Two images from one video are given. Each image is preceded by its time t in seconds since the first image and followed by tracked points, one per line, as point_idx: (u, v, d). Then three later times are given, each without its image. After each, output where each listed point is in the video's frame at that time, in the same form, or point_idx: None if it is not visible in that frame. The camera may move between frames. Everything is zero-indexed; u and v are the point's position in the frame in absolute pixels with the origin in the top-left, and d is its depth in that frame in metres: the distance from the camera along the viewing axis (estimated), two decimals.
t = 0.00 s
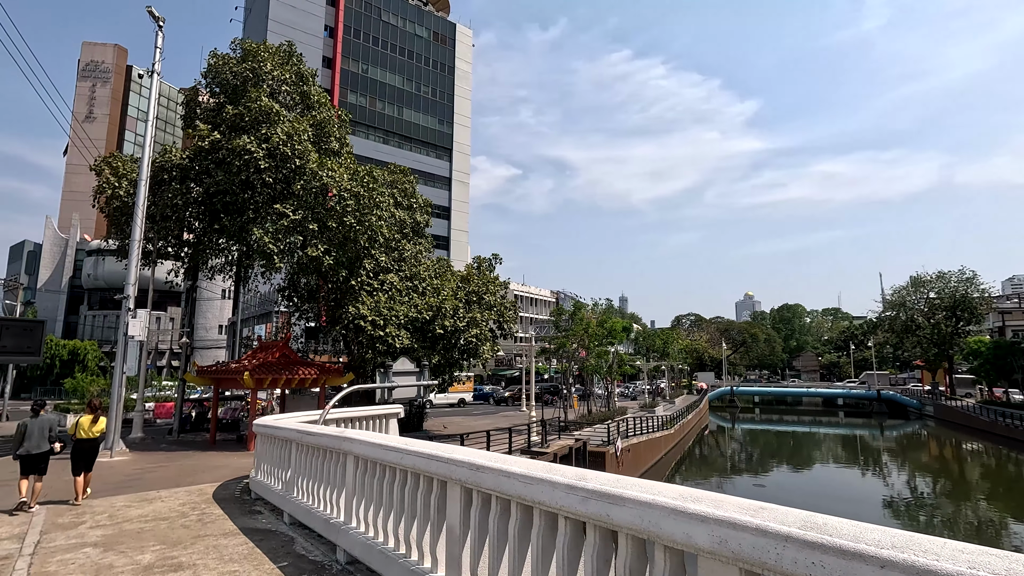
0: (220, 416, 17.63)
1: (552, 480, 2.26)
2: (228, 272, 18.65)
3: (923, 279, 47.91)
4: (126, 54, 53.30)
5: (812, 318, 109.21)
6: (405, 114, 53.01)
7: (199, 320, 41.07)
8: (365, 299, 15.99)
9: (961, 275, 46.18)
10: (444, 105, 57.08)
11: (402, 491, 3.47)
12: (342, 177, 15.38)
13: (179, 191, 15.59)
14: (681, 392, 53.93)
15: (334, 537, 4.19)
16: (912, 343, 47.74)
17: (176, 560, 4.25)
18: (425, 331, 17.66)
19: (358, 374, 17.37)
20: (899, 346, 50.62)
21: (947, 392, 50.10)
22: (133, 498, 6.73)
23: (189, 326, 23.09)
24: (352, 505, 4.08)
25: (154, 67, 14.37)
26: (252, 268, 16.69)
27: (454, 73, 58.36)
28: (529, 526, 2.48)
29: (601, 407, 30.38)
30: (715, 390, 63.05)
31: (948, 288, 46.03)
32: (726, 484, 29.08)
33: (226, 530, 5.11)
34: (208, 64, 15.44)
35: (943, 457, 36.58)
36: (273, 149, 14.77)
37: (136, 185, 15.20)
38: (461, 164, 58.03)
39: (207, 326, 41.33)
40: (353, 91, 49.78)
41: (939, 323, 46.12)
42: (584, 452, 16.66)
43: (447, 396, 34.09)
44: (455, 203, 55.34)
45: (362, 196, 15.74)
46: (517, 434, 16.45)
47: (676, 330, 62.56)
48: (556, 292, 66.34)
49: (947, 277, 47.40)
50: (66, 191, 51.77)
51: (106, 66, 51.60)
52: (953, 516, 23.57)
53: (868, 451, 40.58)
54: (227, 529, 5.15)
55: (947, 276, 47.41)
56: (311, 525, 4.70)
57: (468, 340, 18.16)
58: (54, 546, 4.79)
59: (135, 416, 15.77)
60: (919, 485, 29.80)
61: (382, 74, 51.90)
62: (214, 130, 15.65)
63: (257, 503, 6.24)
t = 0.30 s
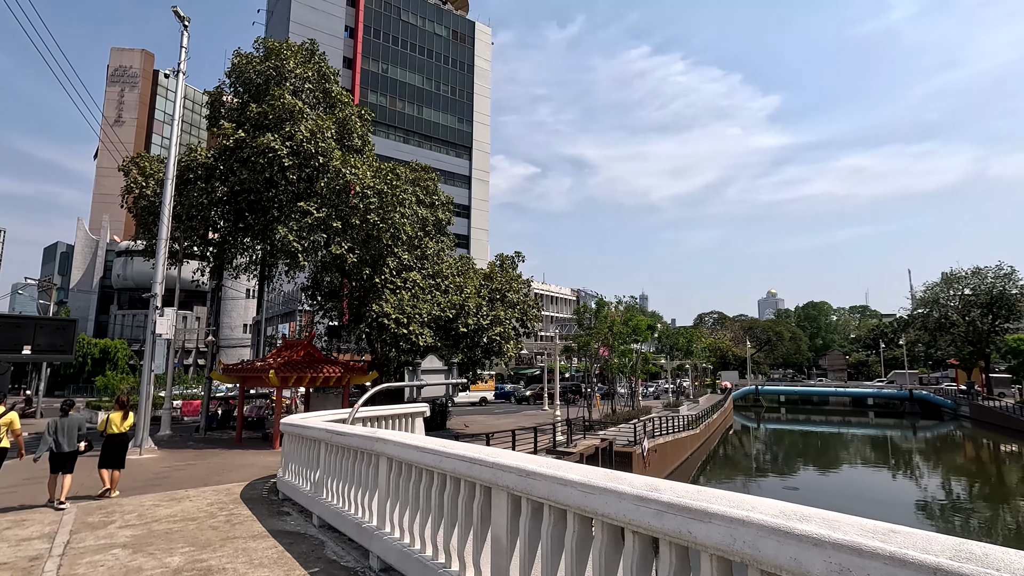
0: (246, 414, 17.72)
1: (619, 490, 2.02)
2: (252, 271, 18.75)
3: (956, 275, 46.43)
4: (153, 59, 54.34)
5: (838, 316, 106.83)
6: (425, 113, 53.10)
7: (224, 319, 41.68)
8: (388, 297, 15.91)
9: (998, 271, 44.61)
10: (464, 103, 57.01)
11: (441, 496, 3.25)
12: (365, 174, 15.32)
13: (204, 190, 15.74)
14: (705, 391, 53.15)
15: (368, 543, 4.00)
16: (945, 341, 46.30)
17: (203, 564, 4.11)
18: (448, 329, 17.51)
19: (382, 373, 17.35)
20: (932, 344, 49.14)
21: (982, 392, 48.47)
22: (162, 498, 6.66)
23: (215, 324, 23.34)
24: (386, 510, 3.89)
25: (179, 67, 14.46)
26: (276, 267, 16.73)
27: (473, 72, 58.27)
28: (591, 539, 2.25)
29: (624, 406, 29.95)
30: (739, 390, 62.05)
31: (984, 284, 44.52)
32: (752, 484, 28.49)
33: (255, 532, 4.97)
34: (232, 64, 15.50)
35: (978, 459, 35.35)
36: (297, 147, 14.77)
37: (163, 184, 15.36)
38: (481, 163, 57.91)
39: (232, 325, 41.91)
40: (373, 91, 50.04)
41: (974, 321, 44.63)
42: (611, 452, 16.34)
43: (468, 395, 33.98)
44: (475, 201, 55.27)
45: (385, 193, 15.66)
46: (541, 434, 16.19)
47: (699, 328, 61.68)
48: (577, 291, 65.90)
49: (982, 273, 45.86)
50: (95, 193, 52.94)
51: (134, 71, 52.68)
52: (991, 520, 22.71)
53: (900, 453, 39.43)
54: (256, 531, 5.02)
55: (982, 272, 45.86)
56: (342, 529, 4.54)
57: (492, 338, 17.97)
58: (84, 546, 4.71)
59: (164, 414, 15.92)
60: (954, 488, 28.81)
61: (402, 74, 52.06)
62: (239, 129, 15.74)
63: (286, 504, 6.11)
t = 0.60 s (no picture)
0: (271, 413, 17.83)
1: (696, 500, 1.84)
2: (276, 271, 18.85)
3: (993, 272, 44.89)
4: (178, 64, 55.30)
5: (866, 315, 104.32)
6: (445, 113, 53.18)
7: (249, 318, 42.29)
8: (412, 296, 15.85)
9: None
10: (484, 103, 56.92)
11: (484, 501, 3.09)
12: (389, 172, 15.29)
13: (230, 191, 15.95)
14: (729, 391, 52.31)
15: (402, 548, 3.86)
16: (981, 340, 44.82)
17: (234, 568, 3.99)
18: (472, 327, 17.39)
19: (405, 372, 17.35)
20: (967, 344, 47.58)
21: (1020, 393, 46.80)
22: (193, 497, 6.62)
23: (241, 324, 23.60)
24: (422, 514, 3.73)
25: (204, 68, 14.55)
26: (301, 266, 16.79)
27: (493, 71, 58.15)
28: (658, 551, 2.08)
29: (649, 406, 29.48)
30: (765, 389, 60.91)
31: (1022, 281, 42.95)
32: (778, 486, 27.87)
33: (285, 534, 4.87)
34: (256, 65, 15.57)
35: (1017, 463, 34.06)
36: (322, 146, 14.82)
37: (190, 185, 15.55)
38: (501, 161, 57.76)
39: (257, 324, 42.46)
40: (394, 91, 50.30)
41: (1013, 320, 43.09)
42: (637, 452, 16.02)
43: (490, 395, 33.83)
44: (496, 200, 55.15)
45: (409, 191, 15.59)
46: (567, 433, 15.98)
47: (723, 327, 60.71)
48: (597, 290, 65.34)
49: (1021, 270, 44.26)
50: (125, 196, 54.12)
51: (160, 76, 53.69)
52: None
53: (933, 455, 38.23)
54: (287, 533, 4.91)
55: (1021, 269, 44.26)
56: (374, 531, 4.41)
57: (516, 337, 17.79)
58: (115, 547, 4.64)
59: (192, 413, 16.07)
60: (990, 492, 27.81)
61: (422, 74, 52.24)
62: (263, 129, 15.84)
63: (315, 505, 6.02)
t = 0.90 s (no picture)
0: (299, 411, 17.90)
1: (803, 516, 1.61)
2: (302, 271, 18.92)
3: None
4: (205, 68, 56.32)
5: (898, 312, 101.31)
6: (466, 111, 53.09)
7: (275, 318, 42.80)
8: (437, 294, 15.74)
9: None
10: (504, 101, 56.66)
11: (536, 509, 2.90)
12: (414, 170, 15.21)
13: (256, 190, 16.05)
14: (757, 390, 51.27)
15: (444, 554, 3.70)
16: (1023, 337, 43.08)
17: (270, 573, 3.87)
18: (498, 326, 17.23)
19: (431, 371, 17.27)
20: (1007, 341, 45.79)
21: None
22: (225, 497, 6.56)
23: (267, 323, 23.80)
24: (467, 520, 3.56)
25: (231, 68, 14.61)
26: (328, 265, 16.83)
27: (513, 68, 57.86)
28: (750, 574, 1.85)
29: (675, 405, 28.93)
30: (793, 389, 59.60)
31: None
32: (808, 487, 27.10)
33: (320, 538, 4.75)
34: (281, 64, 15.61)
35: None
36: (347, 144, 14.81)
37: (217, 185, 15.68)
38: (522, 159, 57.44)
39: (283, 323, 42.97)
40: (414, 91, 50.40)
41: None
42: (668, 452, 15.58)
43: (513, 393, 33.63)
44: (517, 198, 54.86)
45: (434, 188, 15.49)
46: (594, 434, 15.69)
47: (749, 325, 59.58)
48: (620, 287, 64.66)
49: None
50: (154, 199, 55.29)
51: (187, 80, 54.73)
52: None
53: (972, 457, 36.86)
54: (321, 536, 4.80)
55: None
56: (413, 537, 4.26)
57: (542, 335, 17.59)
58: (150, 549, 4.57)
59: (221, 410, 16.20)
60: None
61: (443, 73, 52.21)
62: (289, 128, 15.89)
63: (348, 506, 5.90)
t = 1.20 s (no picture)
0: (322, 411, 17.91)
1: (922, 541, 1.37)
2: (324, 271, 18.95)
3: None
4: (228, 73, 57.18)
5: (929, 310, 98.50)
6: (485, 111, 53.03)
7: (298, 318, 43.24)
8: (459, 294, 15.59)
9: None
10: (523, 100, 56.45)
11: (581, 520, 2.68)
12: (435, 168, 15.11)
13: (279, 191, 16.14)
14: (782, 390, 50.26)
15: (478, 565, 3.50)
16: None
17: None
18: (520, 326, 17.04)
19: (453, 371, 17.18)
20: None
21: None
22: (250, 498, 6.47)
23: (290, 323, 23.94)
24: (502, 530, 3.36)
25: (254, 69, 14.67)
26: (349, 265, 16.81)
27: (532, 68, 57.60)
28: None
29: (699, 406, 28.40)
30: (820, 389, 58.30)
31: None
32: (837, 490, 26.38)
33: (347, 542, 4.61)
34: (302, 65, 15.63)
35: None
36: (369, 144, 14.79)
37: (241, 186, 15.78)
38: (541, 159, 57.16)
39: (305, 324, 43.39)
40: (433, 92, 50.50)
41: None
42: (695, 454, 15.24)
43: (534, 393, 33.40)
44: (536, 198, 54.59)
45: (455, 186, 15.38)
46: (619, 435, 15.39)
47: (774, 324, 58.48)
48: (642, 287, 63.97)
49: None
50: (180, 202, 56.30)
51: (211, 85, 55.61)
52: None
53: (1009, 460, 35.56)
54: (348, 541, 4.66)
55: None
56: (444, 544, 4.08)
57: (565, 335, 17.35)
58: (176, 552, 4.48)
59: (245, 410, 16.29)
60: None
61: (461, 73, 52.23)
62: (311, 128, 15.92)
63: (374, 509, 5.76)
